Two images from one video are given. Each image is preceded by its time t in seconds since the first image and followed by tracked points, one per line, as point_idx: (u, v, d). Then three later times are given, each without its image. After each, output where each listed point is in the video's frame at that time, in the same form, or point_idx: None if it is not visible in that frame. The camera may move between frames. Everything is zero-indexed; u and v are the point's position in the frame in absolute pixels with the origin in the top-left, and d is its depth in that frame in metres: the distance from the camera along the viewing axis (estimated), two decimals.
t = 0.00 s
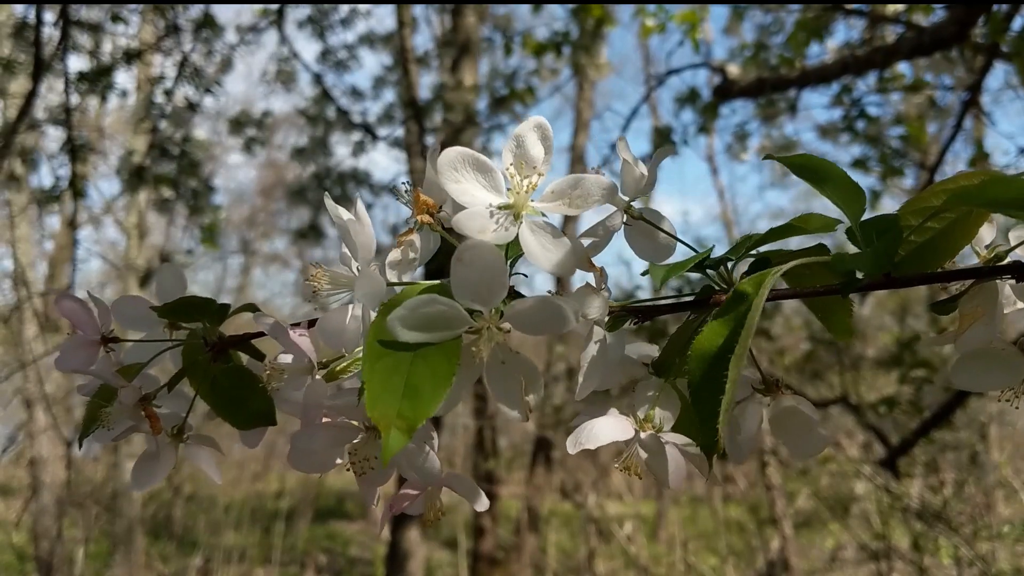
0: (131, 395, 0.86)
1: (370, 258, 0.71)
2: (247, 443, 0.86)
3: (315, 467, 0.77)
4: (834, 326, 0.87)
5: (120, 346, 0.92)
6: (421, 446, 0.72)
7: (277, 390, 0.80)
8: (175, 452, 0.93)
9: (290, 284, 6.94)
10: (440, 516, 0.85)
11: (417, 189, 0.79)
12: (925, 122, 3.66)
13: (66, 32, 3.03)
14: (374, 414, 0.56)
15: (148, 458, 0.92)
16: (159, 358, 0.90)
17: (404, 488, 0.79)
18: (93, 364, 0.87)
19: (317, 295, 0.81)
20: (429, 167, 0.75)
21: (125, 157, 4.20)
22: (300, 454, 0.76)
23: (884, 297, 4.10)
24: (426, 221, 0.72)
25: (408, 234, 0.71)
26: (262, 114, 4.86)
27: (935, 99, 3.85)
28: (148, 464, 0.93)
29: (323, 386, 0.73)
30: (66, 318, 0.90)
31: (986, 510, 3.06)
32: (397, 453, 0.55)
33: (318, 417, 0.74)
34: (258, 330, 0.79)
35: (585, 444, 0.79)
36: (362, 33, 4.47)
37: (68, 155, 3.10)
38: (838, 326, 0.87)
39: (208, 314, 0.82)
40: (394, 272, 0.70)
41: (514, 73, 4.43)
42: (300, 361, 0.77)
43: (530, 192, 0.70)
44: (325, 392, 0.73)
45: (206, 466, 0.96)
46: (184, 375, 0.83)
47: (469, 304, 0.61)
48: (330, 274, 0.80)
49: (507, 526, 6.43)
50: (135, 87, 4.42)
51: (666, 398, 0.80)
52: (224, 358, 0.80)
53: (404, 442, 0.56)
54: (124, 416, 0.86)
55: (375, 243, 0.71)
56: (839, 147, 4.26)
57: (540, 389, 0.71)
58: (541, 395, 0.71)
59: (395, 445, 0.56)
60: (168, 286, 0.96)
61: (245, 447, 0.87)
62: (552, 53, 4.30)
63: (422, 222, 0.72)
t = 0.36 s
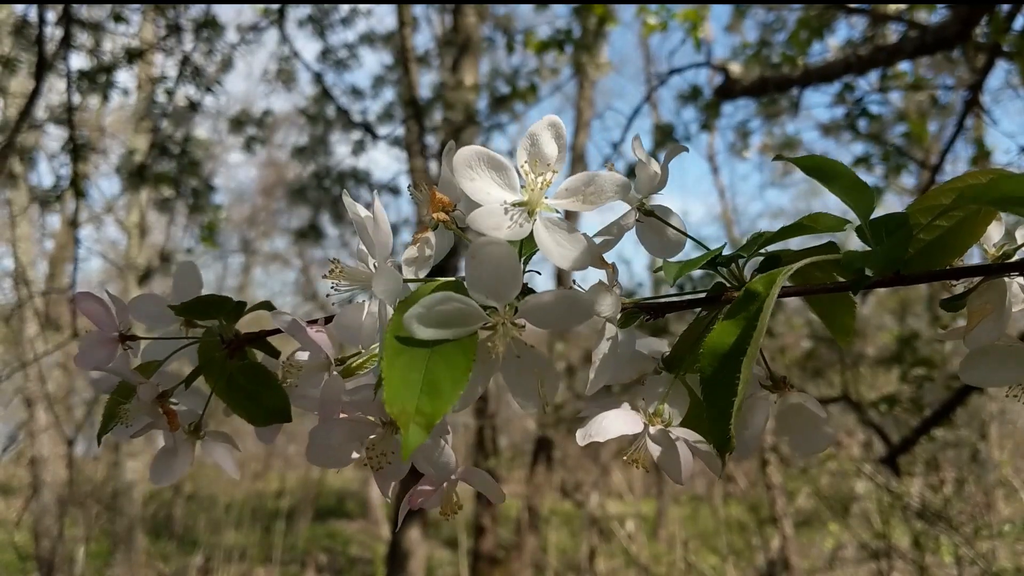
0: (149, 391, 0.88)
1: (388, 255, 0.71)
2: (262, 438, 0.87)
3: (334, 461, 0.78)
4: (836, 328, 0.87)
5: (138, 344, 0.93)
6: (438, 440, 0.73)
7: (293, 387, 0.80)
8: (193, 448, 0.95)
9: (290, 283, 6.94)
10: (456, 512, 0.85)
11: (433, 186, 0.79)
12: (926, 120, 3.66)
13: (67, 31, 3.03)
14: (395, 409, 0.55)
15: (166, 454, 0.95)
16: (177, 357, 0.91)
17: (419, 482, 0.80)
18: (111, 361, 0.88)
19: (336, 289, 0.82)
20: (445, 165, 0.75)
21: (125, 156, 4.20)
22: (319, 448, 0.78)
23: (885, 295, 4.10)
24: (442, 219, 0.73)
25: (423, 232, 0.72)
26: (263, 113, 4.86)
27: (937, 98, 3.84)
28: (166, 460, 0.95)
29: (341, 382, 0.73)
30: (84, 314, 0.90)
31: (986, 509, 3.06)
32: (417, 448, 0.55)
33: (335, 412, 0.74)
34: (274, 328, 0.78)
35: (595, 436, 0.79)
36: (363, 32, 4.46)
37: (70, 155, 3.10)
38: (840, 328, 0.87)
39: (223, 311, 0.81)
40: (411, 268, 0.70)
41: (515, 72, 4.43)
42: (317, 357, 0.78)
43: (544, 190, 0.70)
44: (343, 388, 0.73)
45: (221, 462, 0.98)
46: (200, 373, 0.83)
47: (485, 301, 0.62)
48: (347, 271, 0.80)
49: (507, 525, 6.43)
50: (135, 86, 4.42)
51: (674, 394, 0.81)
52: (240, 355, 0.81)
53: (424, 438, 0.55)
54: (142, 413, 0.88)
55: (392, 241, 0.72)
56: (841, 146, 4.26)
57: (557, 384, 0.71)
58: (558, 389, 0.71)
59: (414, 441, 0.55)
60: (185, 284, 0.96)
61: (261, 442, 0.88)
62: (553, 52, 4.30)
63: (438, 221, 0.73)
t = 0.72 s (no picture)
0: (151, 377, 0.88)
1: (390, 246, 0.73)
2: (262, 427, 0.88)
3: (334, 449, 0.79)
4: (831, 322, 0.89)
5: (140, 330, 0.94)
6: (436, 430, 0.74)
7: (293, 374, 0.81)
8: (192, 434, 0.96)
9: (290, 282, 6.93)
10: (454, 503, 0.86)
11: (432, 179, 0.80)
12: (926, 120, 3.66)
13: (66, 30, 3.02)
14: (394, 390, 0.56)
15: (166, 440, 0.95)
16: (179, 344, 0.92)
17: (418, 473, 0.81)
18: (113, 346, 0.90)
19: (336, 280, 0.82)
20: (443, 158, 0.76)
21: (125, 156, 4.20)
22: (321, 437, 0.78)
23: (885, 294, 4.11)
24: (442, 212, 0.73)
25: (424, 224, 0.72)
26: (263, 112, 4.86)
27: (937, 97, 3.85)
28: (166, 446, 0.96)
29: (341, 371, 0.74)
30: (89, 299, 0.91)
31: (985, 508, 3.06)
32: (415, 429, 0.55)
33: (336, 402, 0.75)
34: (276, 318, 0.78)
35: (592, 427, 0.79)
36: (363, 32, 4.47)
37: (69, 154, 3.10)
38: (835, 321, 0.88)
39: (225, 301, 0.83)
40: (412, 260, 0.71)
41: (516, 72, 4.43)
42: (318, 345, 0.77)
43: (540, 182, 0.71)
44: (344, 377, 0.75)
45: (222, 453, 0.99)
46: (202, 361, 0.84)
47: (485, 290, 0.63)
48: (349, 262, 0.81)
49: (507, 524, 6.44)
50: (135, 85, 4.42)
51: (671, 388, 0.81)
52: (241, 344, 0.82)
53: (422, 419, 0.56)
54: (144, 398, 0.88)
55: (393, 232, 0.72)
56: (841, 145, 4.27)
57: (554, 374, 0.72)
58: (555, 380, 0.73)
59: (413, 421, 0.56)
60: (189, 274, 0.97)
61: (261, 432, 0.89)
62: (554, 52, 4.30)
63: (438, 213, 0.73)
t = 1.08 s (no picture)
0: (151, 377, 0.89)
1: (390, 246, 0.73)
2: (264, 427, 0.88)
3: (334, 451, 0.78)
4: (842, 311, 0.88)
5: (141, 330, 0.94)
6: (436, 429, 0.74)
7: (292, 374, 0.82)
8: (193, 434, 0.96)
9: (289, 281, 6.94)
10: (456, 501, 0.86)
11: (430, 179, 0.80)
12: (925, 119, 3.66)
13: (66, 28, 3.02)
14: (395, 388, 0.56)
15: (167, 440, 0.96)
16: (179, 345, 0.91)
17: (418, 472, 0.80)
18: (113, 346, 0.90)
19: (335, 280, 0.82)
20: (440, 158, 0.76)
21: (124, 154, 4.20)
22: (319, 437, 0.77)
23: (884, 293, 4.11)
24: (441, 211, 0.73)
25: (422, 224, 0.72)
26: (262, 111, 4.87)
27: (935, 96, 3.85)
28: (167, 446, 0.96)
29: (340, 372, 0.76)
30: (90, 299, 0.92)
31: (985, 507, 3.06)
32: (416, 426, 0.55)
33: (335, 402, 0.77)
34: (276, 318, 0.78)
35: (589, 427, 0.80)
36: (363, 30, 4.47)
37: (69, 152, 3.10)
38: (845, 311, 0.88)
39: (225, 300, 0.83)
40: (412, 259, 0.71)
41: (515, 70, 4.43)
42: (317, 345, 0.80)
43: (537, 182, 0.71)
44: (343, 377, 0.76)
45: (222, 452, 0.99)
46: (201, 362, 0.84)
47: (485, 288, 0.63)
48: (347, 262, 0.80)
49: (507, 523, 6.45)
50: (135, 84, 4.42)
51: (669, 387, 0.80)
52: (241, 344, 0.81)
53: (423, 417, 0.56)
54: (145, 398, 0.89)
55: (393, 233, 0.73)
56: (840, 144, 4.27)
57: (555, 372, 0.72)
58: (555, 377, 0.73)
59: (414, 418, 0.56)
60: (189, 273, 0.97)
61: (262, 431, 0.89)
62: (553, 50, 4.30)
63: (437, 213, 0.73)
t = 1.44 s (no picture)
0: (153, 374, 0.89)
1: (384, 243, 0.74)
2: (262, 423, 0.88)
3: (326, 443, 0.80)
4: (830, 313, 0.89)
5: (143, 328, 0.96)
6: (429, 425, 0.76)
7: (292, 369, 0.83)
8: (193, 431, 0.97)
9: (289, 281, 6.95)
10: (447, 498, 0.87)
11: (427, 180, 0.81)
12: (924, 119, 3.67)
13: (66, 28, 3.03)
14: (388, 385, 0.58)
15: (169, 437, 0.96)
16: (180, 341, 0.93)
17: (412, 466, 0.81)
18: (115, 344, 0.91)
19: (333, 279, 0.84)
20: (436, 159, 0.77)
21: (125, 154, 4.21)
22: (315, 430, 0.79)
23: (883, 293, 4.12)
24: (436, 211, 0.74)
25: (418, 223, 0.73)
26: (262, 111, 4.88)
27: (934, 96, 3.86)
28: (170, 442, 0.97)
29: (338, 367, 0.75)
30: (93, 297, 0.94)
31: (983, 506, 3.07)
32: (408, 421, 0.57)
33: (331, 397, 0.77)
34: (274, 314, 0.81)
35: (579, 421, 0.83)
36: (363, 31, 4.48)
37: (70, 152, 3.11)
38: (835, 313, 0.89)
39: (225, 297, 0.85)
40: (407, 258, 0.72)
41: (515, 70, 4.45)
42: (315, 341, 0.80)
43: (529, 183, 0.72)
44: (339, 373, 0.75)
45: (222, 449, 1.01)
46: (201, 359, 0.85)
47: (476, 285, 0.64)
48: (344, 259, 0.82)
49: (506, 523, 6.45)
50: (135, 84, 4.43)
51: (659, 384, 0.83)
52: (240, 341, 0.83)
53: (414, 412, 0.58)
54: (147, 396, 0.90)
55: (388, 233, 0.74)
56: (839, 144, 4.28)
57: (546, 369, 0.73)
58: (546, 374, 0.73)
59: (405, 414, 0.57)
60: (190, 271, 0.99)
61: (261, 427, 0.90)
62: (553, 50, 4.31)
63: (432, 212, 0.74)
